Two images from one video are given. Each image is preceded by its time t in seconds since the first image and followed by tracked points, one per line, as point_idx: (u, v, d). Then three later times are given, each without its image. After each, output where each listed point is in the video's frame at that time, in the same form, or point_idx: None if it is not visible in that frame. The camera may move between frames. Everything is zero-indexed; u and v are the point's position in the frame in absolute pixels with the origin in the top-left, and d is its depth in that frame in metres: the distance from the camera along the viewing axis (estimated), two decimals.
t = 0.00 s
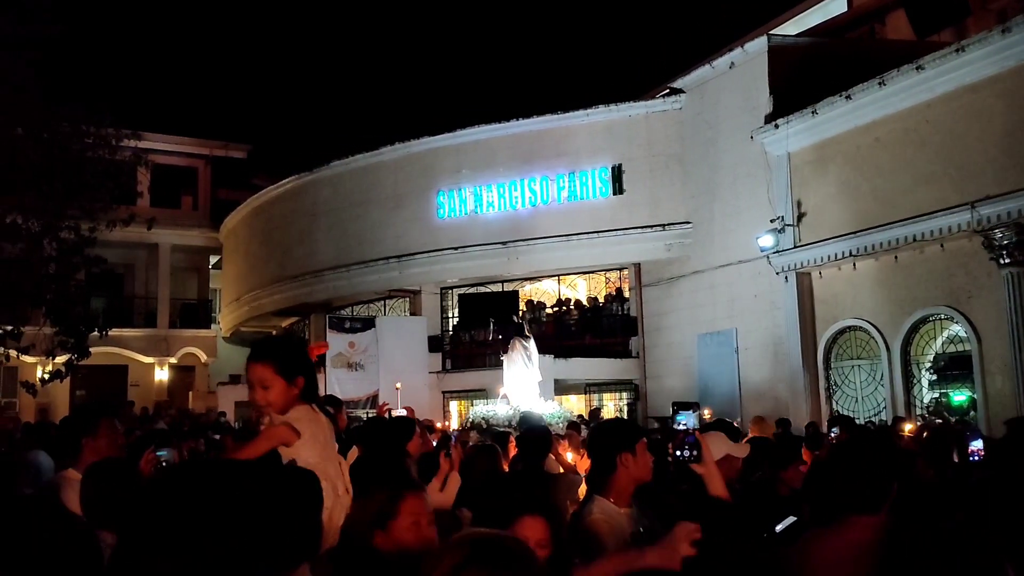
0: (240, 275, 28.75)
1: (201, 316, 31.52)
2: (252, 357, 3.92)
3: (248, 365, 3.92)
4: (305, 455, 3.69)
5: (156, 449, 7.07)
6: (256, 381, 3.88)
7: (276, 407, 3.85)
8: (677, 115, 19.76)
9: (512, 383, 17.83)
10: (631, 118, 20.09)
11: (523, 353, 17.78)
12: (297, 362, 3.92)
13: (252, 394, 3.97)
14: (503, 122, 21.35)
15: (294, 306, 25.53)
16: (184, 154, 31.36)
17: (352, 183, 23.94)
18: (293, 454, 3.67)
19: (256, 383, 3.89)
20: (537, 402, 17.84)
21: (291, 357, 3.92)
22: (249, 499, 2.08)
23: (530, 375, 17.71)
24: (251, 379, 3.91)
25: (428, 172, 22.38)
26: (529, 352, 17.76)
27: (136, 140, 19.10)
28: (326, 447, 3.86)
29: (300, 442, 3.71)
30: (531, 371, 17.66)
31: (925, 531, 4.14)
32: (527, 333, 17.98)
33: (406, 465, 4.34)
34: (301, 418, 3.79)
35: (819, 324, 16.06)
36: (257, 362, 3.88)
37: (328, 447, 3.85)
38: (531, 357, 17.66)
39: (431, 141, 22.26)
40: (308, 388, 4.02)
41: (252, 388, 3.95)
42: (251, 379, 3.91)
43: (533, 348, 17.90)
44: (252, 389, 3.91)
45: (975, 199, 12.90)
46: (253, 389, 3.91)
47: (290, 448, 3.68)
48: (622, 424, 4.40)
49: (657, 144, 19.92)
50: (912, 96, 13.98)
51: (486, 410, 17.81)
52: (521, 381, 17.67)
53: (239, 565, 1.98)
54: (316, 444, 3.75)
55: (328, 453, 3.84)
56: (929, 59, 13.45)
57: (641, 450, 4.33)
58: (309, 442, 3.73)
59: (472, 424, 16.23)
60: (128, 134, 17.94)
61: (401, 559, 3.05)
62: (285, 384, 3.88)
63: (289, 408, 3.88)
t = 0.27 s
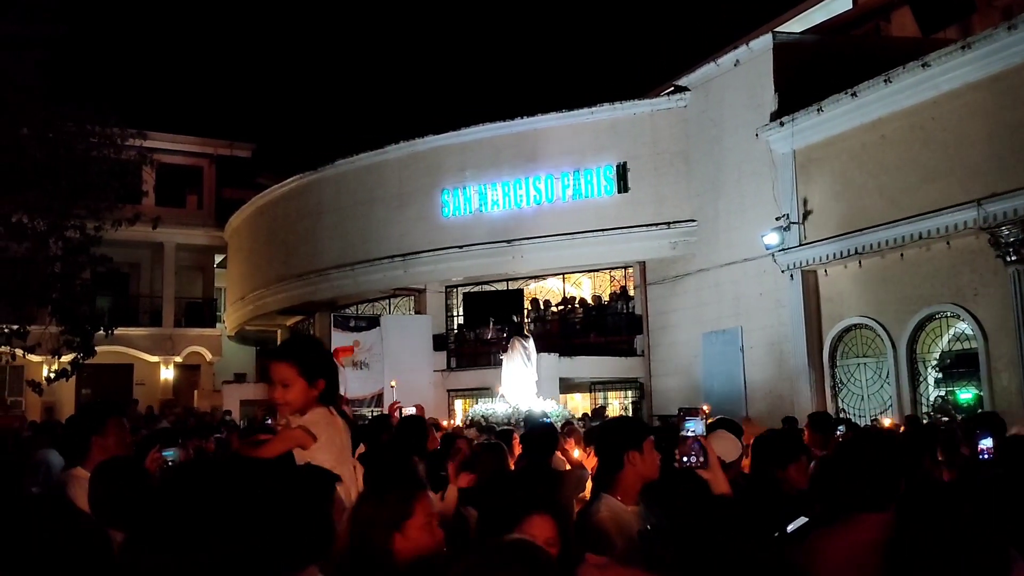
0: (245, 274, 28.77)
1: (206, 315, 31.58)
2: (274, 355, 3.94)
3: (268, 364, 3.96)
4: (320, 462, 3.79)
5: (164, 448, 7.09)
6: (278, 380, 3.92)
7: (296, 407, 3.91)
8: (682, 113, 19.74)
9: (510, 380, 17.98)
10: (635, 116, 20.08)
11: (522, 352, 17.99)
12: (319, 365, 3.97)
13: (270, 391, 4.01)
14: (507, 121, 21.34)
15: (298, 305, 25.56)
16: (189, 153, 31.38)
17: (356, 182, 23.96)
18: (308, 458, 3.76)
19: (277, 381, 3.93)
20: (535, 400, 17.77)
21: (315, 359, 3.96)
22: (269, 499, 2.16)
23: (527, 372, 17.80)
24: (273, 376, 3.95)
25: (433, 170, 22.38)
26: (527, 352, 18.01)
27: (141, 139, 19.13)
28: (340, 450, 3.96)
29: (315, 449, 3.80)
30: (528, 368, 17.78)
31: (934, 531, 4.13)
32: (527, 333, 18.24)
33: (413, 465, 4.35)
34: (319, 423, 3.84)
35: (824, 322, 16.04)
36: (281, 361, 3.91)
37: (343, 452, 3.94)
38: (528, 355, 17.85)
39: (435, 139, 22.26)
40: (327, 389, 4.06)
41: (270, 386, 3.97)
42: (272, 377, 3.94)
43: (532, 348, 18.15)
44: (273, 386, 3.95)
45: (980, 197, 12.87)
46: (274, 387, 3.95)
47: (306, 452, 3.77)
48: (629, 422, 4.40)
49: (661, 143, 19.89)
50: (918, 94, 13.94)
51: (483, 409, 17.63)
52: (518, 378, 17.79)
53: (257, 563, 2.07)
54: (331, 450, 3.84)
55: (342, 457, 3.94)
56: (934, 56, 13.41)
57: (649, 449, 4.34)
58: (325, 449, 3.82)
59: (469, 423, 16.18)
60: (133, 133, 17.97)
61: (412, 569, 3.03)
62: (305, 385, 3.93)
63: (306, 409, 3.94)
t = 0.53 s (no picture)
0: (250, 273, 28.81)
1: (212, 314, 31.63)
2: (293, 354, 3.95)
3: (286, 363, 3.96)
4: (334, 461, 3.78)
5: (173, 447, 7.12)
6: (294, 379, 3.91)
7: (312, 407, 3.90)
8: (686, 111, 19.73)
9: (508, 379, 17.88)
10: (640, 114, 20.06)
11: (520, 352, 17.90)
12: (335, 366, 3.97)
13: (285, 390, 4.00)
14: (512, 120, 21.33)
15: (304, 304, 25.60)
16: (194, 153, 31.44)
17: (361, 181, 23.98)
18: (321, 458, 3.75)
19: (293, 381, 3.92)
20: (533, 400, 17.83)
21: (331, 358, 3.97)
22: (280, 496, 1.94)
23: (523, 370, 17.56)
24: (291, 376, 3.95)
25: (438, 169, 22.40)
26: (525, 350, 17.88)
27: (146, 140, 19.19)
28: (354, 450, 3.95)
29: (327, 450, 3.78)
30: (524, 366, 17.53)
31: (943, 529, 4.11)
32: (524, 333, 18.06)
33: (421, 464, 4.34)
34: (332, 423, 3.82)
35: (830, 320, 16.02)
36: (297, 361, 3.92)
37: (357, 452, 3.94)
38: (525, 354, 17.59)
39: (439, 138, 22.28)
40: (341, 389, 4.07)
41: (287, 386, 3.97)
42: (289, 376, 3.94)
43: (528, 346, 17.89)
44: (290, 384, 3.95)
45: (987, 194, 12.83)
46: (290, 386, 3.95)
47: (320, 451, 3.76)
48: (636, 421, 4.40)
49: (666, 141, 19.87)
50: (924, 90, 13.90)
51: (482, 409, 17.70)
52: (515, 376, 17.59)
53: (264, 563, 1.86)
54: (344, 449, 3.84)
55: (356, 456, 3.93)
56: (940, 53, 13.37)
57: (658, 447, 4.33)
58: (338, 450, 3.81)
59: (467, 425, 16.10)
60: (138, 133, 18.01)
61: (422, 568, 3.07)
62: (322, 386, 3.93)
63: (321, 409, 3.94)
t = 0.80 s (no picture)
0: (258, 275, 28.86)
1: (220, 316, 31.69)
2: (306, 355, 3.87)
3: (299, 364, 3.89)
4: (346, 462, 3.66)
5: (182, 450, 7.13)
6: (309, 381, 3.84)
7: (324, 408, 3.83)
8: (695, 111, 19.67)
9: (508, 380, 18.00)
10: (648, 115, 20.01)
11: (521, 352, 18.14)
12: (349, 367, 3.90)
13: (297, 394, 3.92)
14: (520, 121, 21.31)
15: (312, 306, 25.63)
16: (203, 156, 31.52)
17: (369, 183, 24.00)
18: (333, 458, 3.63)
19: (309, 383, 3.84)
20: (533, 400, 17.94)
21: (346, 359, 3.91)
22: (286, 499, 2.00)
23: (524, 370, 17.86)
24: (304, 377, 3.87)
25: (445, 171, 22.40)
26: (526, 352, 18.06)
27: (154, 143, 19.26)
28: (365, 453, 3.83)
29: (338, 449, 3.66)
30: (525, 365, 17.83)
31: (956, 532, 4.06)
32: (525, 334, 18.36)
33: (427, 468, 4.31)
34: (344, 423, 3.72)
35: (840, 321, 15.95)
36: (311, 361, 3.84)
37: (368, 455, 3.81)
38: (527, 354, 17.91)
39: (447, 140, 22.28)
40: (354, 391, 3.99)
41: (300, 387, 3.89)
42: (303, 377, 3.86)
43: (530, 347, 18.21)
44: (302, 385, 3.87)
45: (997, 193, 12.76)
46: (305, 388, 3.86)
47: (331, 451, 3.64)
48: (646, 423, 4.37)
49: (674, 141, 19.83)
50: (934, 90, 13.83)
51: (484, 410, 17.71)
52: (516, 377, 17.82)
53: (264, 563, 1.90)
54: (356, 450, 3.72)
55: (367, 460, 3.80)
56: (950, 52, 13.30)
57: (667, 449, 4.31)
58: (350, 449, 3.68)
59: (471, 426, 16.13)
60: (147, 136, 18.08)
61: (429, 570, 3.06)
62: (337, 388, 3.86)
63: (334, 410, 3.86)
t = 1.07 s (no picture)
0: (271, 278, 28.95)
1: (233, 319, 31.82)
2: (315, 359, 3.87)
3: (307, 369, 3.88)
4: (354, 466, 3.58)
5: (193, 452, 7.17)
6: (318, 385, 3.83)
7: (334, 414, 3.81)
8: (706, 112, 19.62)
9: (512, 383, 18.13)
10: (659, 116, 19.96)
11: (526, 356, 18.20)
12: (357, 371, 3.90)
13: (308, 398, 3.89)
14: (530, 122, 21.30)
15: (324, 308, 25.70)
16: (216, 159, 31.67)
17: (381, 185, 24.03)
18: (340, 462, 3.57)
19: (317, 387, 3.84)
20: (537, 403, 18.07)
21: (355, 364, 3.91)
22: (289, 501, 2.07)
23: (529, 375, 18.04)
24: (312, 382, 3.85)
25: (457, 173, 22.42)
26: (532, 355, 18.19)
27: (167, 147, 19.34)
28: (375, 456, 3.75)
29: (345, 453, 3.58)
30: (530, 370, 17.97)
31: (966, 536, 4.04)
32: (530, 337, 18.41)
33: (437, 471, 4.31)
34: (351, 426, 3.63)
35: (852, 322, 15.89)
36: (320, 366, 3.84)
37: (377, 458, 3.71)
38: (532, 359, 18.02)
39: (458, 142, 22.29)
40: (363, 396, 3.99)
41: (307, 391, 3.88)
42: (311, 381, 3.86)
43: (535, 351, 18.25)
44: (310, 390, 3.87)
45: (1012, 193, 12.66)
46: (313, 393, 3.86)
47: (339, 456, 3.57)
48: (657, 426, 4.36)
49: (685, 142, 19.79)
50: (947, 89, 13.74)
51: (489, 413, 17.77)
52: (520, 381, 18.00)
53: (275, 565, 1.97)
54: (364, 453, 3.64)
55: (376, 463, 3.71)
56: (964, 51, 13.22)
57: (677, 451, 4.30)
58: (358, 453, 3.60)
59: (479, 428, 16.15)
60: (160, 140, 18.15)
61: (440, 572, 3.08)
62: (345, 392, 3.86)
63: (342, 415, 3.85)
